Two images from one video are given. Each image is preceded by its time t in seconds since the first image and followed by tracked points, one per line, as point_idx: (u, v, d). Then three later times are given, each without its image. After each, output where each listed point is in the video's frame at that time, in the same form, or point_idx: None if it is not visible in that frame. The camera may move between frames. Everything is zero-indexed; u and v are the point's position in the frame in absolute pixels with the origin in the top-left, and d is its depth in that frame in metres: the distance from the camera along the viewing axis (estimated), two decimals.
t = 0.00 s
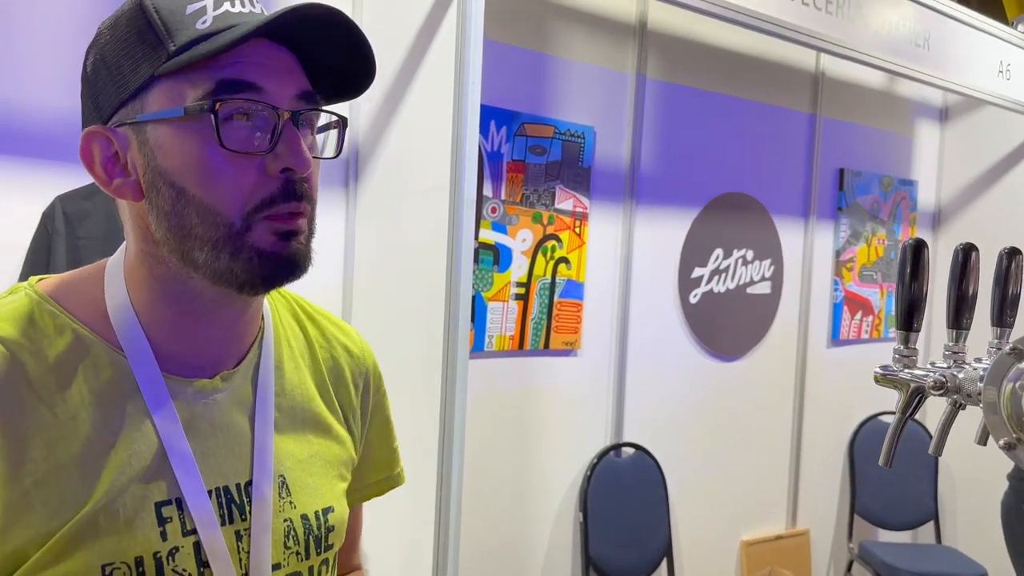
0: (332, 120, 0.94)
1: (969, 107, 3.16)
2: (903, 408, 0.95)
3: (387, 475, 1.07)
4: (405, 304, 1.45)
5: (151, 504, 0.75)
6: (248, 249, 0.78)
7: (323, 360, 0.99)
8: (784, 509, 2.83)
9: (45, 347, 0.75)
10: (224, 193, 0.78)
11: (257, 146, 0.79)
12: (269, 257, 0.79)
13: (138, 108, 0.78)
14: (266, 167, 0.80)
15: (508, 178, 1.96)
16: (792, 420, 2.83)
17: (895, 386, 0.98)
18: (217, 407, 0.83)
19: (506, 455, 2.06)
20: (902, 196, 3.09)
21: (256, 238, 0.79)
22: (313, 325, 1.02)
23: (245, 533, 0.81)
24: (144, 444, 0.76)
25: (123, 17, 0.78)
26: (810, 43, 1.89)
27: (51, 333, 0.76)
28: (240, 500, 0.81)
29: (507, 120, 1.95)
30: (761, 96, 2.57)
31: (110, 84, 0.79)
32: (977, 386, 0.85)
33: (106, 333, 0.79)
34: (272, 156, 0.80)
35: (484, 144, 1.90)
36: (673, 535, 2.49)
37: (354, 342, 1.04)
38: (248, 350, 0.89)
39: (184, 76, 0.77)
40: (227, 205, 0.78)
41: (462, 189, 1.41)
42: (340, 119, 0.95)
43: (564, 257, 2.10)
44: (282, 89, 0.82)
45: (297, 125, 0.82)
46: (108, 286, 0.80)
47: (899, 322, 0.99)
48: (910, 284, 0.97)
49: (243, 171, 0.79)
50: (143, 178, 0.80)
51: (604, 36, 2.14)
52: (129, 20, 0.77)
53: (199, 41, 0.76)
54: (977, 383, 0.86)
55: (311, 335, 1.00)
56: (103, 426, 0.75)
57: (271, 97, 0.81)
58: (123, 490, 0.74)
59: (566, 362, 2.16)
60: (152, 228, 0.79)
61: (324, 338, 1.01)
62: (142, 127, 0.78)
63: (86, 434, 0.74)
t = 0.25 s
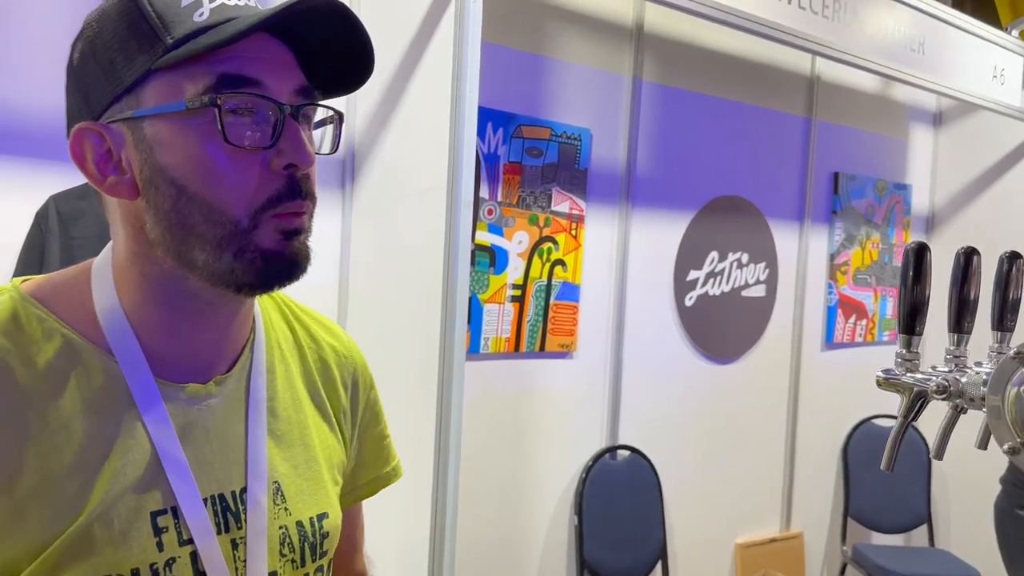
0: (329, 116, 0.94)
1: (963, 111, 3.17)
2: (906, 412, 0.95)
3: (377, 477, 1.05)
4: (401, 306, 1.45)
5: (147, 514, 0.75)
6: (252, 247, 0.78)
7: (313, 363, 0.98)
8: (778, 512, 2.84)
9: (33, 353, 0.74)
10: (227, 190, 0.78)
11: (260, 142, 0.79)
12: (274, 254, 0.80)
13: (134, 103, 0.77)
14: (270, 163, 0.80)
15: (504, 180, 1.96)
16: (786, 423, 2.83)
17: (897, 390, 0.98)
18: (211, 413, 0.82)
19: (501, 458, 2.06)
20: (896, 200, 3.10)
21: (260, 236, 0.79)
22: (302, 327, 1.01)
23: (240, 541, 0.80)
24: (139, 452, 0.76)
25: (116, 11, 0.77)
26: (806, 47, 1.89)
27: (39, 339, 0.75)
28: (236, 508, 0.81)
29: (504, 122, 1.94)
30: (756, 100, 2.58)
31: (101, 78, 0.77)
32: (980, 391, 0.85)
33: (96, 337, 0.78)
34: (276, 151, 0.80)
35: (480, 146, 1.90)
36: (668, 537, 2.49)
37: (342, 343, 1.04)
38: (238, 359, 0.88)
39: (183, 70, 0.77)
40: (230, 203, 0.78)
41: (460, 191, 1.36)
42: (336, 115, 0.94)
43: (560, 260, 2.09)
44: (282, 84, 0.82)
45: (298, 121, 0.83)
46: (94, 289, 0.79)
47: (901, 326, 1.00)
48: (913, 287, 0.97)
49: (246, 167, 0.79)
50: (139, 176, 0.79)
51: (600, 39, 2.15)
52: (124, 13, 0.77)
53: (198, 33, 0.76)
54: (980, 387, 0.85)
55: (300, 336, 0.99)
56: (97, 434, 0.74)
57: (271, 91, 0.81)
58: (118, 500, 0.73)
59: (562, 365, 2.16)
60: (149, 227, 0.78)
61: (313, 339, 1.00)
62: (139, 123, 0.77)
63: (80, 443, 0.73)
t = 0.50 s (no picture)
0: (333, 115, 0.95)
1: (957, 115, 3.19)
2: (923, 416, 0.96)
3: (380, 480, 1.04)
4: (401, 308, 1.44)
5: (156, 525, 0.74)
6: (257, 248, 0.78)
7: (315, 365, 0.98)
8: (773, 514, 2.84)
9: (33, 362, 0.73)
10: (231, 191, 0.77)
11: (268, 141, 0.79)
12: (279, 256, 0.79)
13: (136, 102, 0.76)
14: (276, 163, 0.80)
15: (502, 182, 1.95)
16: (781, 426, 2.84)
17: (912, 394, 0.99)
18: (216, 418, 0.82)
19: (499, 460, 2.05)
20: (890, 203, 3.12)
21: (264, 237, 0.79)
22: (302, 329, 1.00)
23: (250, 549, 0.80)
24: (145, 461, 0.75)
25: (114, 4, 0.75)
26: (805, 50, 1.90)
27: (39, 347, 0.73)
28: (244, 515, 0.81)
29: (502, 123, 1.94)
30: (753, 103, 2.59)
31: (101, 75, 0.76)
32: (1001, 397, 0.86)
33: (97, 343, 0.76)
34: (283, 152, 0.79)
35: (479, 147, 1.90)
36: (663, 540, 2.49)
37: (340, 343, 1.04)
38: (241, 362, 0.88)
39: (189, 68, 0.76)
40: (236, 204, 0.77)
41: (461, 196, 1.37)
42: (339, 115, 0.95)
43: (558, 262, 2.09)
44: (289, 83, 0.82)
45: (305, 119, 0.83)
46: (93, 291, 0.78)
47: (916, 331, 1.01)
48: (930, 292, 0.99)
49: (251, 168, 0.78)
50: (141, 176, 0.78)
51: (599, 40, 2.14)
52: (123, 8, 0.75)
53: (204, 29, 0.75)
54: (1000, 393, 0.87)
55: (300, 337, 0.98)
56: (103, 443, 0.73)
57: (278, 91, 0.81)
58: (126, 512, 0.72)
59: (559, 367, 2.15)
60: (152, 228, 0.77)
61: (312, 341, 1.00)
62: (142, 122, 0.76)
63: (85, 454, 0.72)
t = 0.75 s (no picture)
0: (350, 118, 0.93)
1: (949, 119, 3.21)
2: (938, 426, 0.95)
3: (390, 483, 1.06)
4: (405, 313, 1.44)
5: (174, 537, 0.73)
6: (268, 259, 0.77)
7: (330, 372, 0.98)
8: (767, 516, 2.85)
9: (50, 372, 0.72)
10: (241, 201, 0.76)
11: (278, 151, 0.78)
12: (290, 267, 0.78)
13: (145, 111, 0.75)
14: (286, 173, 0.78)
15: (500, 184, 1.95)
16: (774, 428, 2.84)
17: (927, 403, 0.98)
18: (234, 428, 0.81)
19: (496, 463, 2.05)
20: (883, 206, 3.13)
21: (275, 248, 0.78)
22: (316, 336, 1.01)
23: (268, 561, 0.80)
24: (162, 473, 0.74)
25: (125, 9, 0.74)
26: (801, 53, 1.90)
27: (56, 357, 0.73)
28: (262, 527, 0.80)
29: (500, 125, 1.94)
30: (748, 106, 2.59)
31: (111, 83, 0.75)
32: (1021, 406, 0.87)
33: (114, 353, 0.76)
34: (294, 161, 0.78)
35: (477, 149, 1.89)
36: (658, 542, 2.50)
37: (352, 348, 1.04)
38: (258, 371, 0.87)
39: (198, 77, 0.75)
40: (245, 213, 0.76)
41: (461, 198, 1.37)
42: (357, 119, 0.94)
43: (555, 264, 2.09)
44: (303, 91, 0.80)
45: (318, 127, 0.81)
46: (110, 301, 0.77)
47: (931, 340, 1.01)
48: (947, 300, 0.98)
49: (261, 178, 0.77)
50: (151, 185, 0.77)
51: (596, 42, 2.14)
52: (134, 13, 0.74)
53: (213, 36, 0.73)
54: (1019, 402, 0.88)
55: (315, 344, 0.99)
56: (120, 455, 0.73)
57: (291, 99, 0.79)
58: (144, 524, 0.72)
59: (556, 369, 2.15)
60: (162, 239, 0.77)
61: (326, 347, 1.00)
62: (151, 131, 0.75)
63: (102, 465, 0.71)
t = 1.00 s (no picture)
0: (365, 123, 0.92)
1: (939, 120, 3.24)
2: (945, 426, 0.95)
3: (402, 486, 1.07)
4: (405, 313, 1.43)
5: (187, 539, 0.73)
6: (263, 267, 0.75)
7: (346, 375, 0.97)
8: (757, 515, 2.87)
9: (66, 370, 0.71)
10: (236, 208, 0.74)
11: (275, 159, 0.76)
12: (287, 277, 0.76)
13: (148, 113, 0.75)
14: (282, 180, 0.76)
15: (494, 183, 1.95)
16: (765, 428, 2.86)
17: (933, 403, 0.98)
18: (249, 430, 0.80)
19: (490, 463, 2.05)
20: (873, 207, 3.16)
21: (271, 256, 0.75)
22: (333, 339, 1.00)
23: (279, 564, 0.79)
24: (175, 474, 0.74)
25: (139, 11, 0.75)
26: (793, 54, 1.91)
27: (72, 355, 0.72)
28: (274, 529, 0.80)
29: (494, 125, 1.93)
30: (741, 106, 2.61)
31: (121, 84, 0.75)
32: None
33: (129, 352, 0.75)
34: (289, 168, 0.76)
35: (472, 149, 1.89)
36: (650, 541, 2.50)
37: (371, 352, 1.03)
38: (275, 371, 0.87)
39: (196, 81, 0.73)
40: (242, 220, 0.74)
41: (459, 196, 1.41)
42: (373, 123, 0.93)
43: (549, 264, 2.09)
44: (304, 96, 0.78)
45: (318, 133, 0.79)
46: (126, 299, 0.77)
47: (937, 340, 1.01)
48: (954, 301, 0.98)
49: (257, 184, 0.75)
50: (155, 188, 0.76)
51: (590, 42, 2.15)
52: (145, 16, 0.74)
53: (212, 39, 0.72)
54: None
55: (331, 347, 0.98)
56: (133, 456, 0.72)
57: (289, 105, 0.77)
58: (158, 525, 0.71)
59: (550, 368, 2.15)
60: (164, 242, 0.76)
61: (343, 350, 1.00)
62: (154, 134, 0.74)
63: (117, 465, 0.71)
